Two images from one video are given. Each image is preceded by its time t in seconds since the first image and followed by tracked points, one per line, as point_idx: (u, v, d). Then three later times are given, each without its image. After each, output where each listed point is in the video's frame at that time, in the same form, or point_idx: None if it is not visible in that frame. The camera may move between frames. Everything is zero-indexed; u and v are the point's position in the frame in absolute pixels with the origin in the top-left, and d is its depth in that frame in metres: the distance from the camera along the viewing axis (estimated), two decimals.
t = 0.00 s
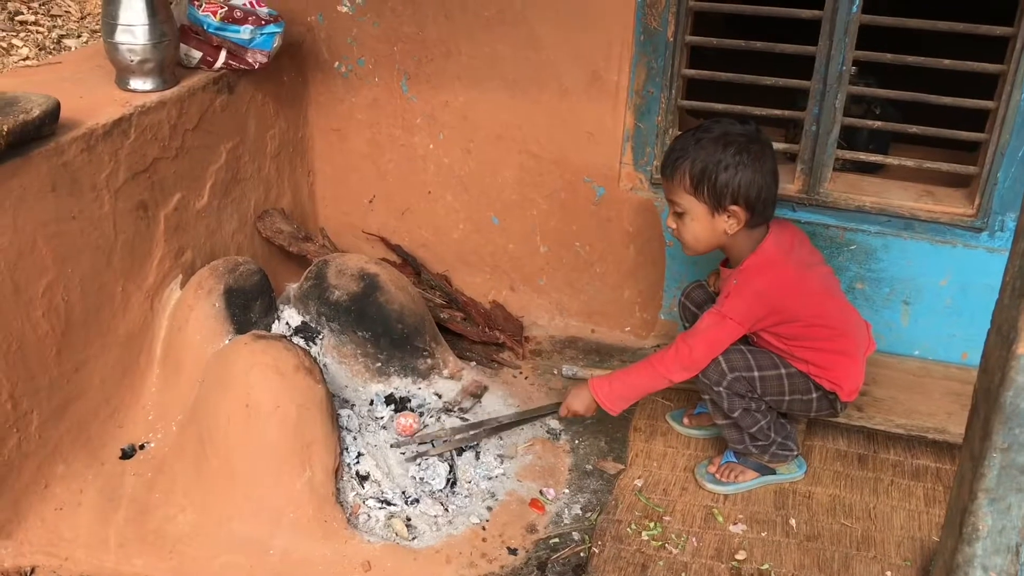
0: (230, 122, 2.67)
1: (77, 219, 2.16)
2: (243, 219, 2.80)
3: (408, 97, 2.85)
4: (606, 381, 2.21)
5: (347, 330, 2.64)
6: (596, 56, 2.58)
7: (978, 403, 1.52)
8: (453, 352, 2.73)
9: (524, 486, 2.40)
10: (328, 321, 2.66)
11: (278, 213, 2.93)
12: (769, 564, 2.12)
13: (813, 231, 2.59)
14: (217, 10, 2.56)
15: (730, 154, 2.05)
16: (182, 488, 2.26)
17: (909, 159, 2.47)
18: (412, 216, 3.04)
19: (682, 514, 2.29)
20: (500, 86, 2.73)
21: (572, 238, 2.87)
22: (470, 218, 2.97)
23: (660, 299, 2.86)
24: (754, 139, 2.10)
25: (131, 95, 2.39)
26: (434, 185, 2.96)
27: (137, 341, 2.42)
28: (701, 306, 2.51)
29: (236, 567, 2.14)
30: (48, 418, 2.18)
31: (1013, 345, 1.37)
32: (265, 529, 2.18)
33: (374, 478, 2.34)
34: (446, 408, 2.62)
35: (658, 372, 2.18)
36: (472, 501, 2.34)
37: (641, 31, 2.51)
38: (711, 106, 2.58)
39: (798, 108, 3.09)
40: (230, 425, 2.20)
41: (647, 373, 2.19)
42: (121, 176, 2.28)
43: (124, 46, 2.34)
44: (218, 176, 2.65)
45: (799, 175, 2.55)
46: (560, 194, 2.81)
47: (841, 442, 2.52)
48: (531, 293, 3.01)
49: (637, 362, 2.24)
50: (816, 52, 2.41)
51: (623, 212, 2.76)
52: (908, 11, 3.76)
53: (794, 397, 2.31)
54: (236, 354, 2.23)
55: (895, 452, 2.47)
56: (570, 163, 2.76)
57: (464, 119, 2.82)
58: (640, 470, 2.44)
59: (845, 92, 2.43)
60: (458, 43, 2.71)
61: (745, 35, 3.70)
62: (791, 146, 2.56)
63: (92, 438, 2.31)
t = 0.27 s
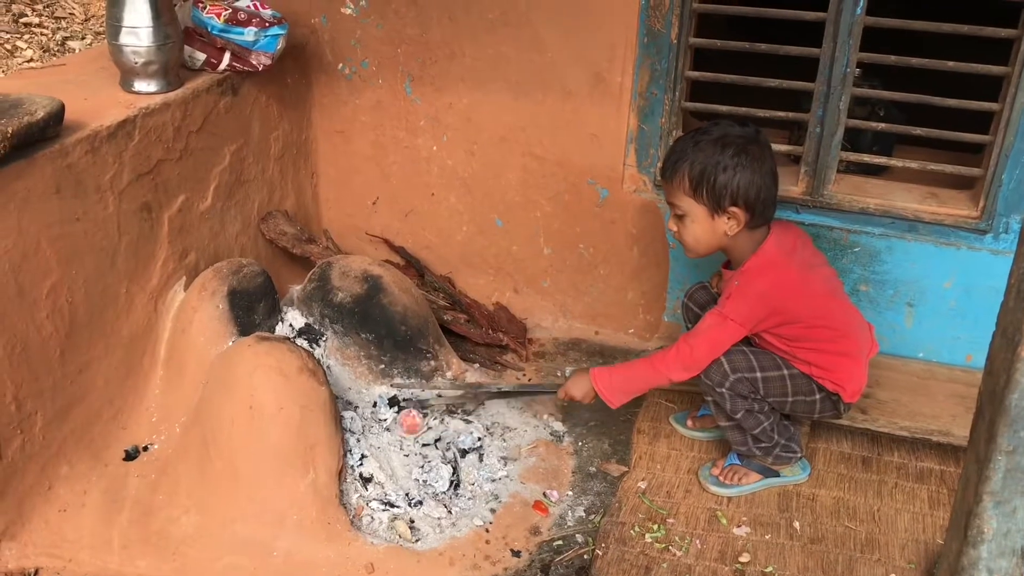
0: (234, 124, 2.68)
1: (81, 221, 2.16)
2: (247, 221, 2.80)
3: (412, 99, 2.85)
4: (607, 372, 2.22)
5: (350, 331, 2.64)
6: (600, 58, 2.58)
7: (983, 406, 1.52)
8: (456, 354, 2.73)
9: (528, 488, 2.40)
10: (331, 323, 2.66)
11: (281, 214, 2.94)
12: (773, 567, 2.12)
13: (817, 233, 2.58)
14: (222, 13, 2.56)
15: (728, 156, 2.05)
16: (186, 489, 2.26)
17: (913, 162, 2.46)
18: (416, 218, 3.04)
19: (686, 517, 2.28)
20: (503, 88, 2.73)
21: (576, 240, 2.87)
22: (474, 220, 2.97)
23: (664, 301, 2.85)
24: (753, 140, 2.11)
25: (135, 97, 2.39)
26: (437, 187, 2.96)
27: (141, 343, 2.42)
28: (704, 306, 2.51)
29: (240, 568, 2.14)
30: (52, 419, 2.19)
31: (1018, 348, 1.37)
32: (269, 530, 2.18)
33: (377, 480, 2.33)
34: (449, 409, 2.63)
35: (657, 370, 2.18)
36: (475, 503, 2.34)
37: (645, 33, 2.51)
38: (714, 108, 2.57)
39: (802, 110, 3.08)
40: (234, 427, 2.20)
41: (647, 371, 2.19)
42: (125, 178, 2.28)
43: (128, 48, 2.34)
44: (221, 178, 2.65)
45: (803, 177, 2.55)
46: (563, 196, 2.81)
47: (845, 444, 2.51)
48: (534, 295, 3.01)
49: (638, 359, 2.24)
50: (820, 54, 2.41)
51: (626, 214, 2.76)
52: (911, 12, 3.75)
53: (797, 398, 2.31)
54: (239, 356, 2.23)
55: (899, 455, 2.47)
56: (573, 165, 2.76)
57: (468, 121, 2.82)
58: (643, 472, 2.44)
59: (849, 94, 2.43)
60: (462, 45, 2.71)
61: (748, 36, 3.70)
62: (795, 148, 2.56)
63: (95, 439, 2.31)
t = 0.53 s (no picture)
0: (236, 126, 2.68)
1: (82, 222, 2.16)
2: (248, 222, 2.80)
3: (413, 100, 2.85)
4: (612, 375, 2.22)
5: (351, 333, 2.64)
6: (601, 60, 2.58)
7: (985, 408, 1.51)
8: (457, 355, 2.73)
9: (529, 490, 2.40)
10: (332, 325, 2.66)
11: (283, 216, 2.93)
12: (774, 569, 2.12)
13: (819, 234, 2.58)
14: (223, 14, 2.56)
15: (730, 154, 2.05)
16: (187, 490, 2.25)
17: (915, 163, 2.46)
18: (417, 219, 3.04)
19: (687, 519, 2.28)
20: (504, 89, 2.73)
21: (577, 242, 2.86)
22: (475, 222, 2.97)
23: (666, 303, 2.85)
24: (756, 138, 2.10)
25: (136, 98, 2.39)
26: (439, 188, 2.96)
27: (142, 345, 2.42)
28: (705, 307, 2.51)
29: (240, 570, 2.14)
30: (53, 421, 2.18)
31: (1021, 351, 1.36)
32: (270, 532, 2.17)
33: (379, 482, 2.33)
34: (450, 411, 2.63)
35: (662, 371, 2.18)
36: (477, 505, 2.34)
37: (647, 35, 2.51)
38: (716, 109, 2.57)
39: (803, 111, 3.08)
40: (235, 428, 2.20)
41: (652, 372, 2.19)
42: (127, 179, 2.28)
43: (130, 49, 2.34)
44: (223, 180, 2.65)
45: (805, 179, 2.55)
46: (565, 198, 2.81)
47: (847, 446, 2.50)
48: (536, 296, 3.00)
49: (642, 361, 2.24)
50: (822, 56, 2.40)
51: (628, 215, 2.76)
52: (913, 13, 3.75)
53: (799, 398, 2.30)
54: (241, 358, 2.23)
55: (901, 457, 2.46)
56: (574, 167, 2.76)
57: (469, 122, 2.82)
58: (645, 473, 2.43)
59: (851, 96, 2.42)
60: (464, 46, 2.71)
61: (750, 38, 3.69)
62: (797, 150, 2.55)
63: (96, 441, 2.31)
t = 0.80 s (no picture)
0: (236, 126, 2.68)
1: (82, 223, 2.16)
2: (249, 223, 2.80)
3: (414, 101, 2.85)
4: (618, 373, 2.21)
5: (352, 334, 2.64)
6: (602, 60, 2.58)
7: (988, 409, 1.51)
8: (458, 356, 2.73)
9: (530, 492, 2.40)
10: (333, 326, 2.66)
11: (283, 217, 2.93)
12: (775, 570, 2.11)
13: (819, 235, 2.58)
14: (223, 15, 2.55)
15: (722, 152, 2.06)
16: (187, 492, 2.25)
17: (915, 164, 2.45)
18: (418, 220, 3.04)
19: (688, 520, 2.28)
20: (505, 90, 2.73)
21: (578, 242, 2.86)
22: (475, 223, 2.96)
23: (667, 304, 2.85)
24: (748, 137, 2.11)
25: (137, 99, 2.39)
26: (439, 189, 2.96)
27: (142, 346, 2.42)
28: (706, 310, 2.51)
29: (241, 571, 2.14)
30: (53, 422, 2.18)
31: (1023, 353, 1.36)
32: (270, 534, 2.17)
33: (379, 483, 2.33)
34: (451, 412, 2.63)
35: (670, 372, 2.17)
36: (477, 507, 2.34)
37: (647, 35, 2.51)
38: (715, 111, 2.56)
39: (804, 112, 3.08)
40: (236, 430, 2.19)
41: (659, 374, 2.18)
42: (127, 180, 2.28)
43: (130, 50, 2.34)
44: (223, 181, 2.65)
45: (806, 179, 2.55)
46: (565, 199, 2.81)
47: (848, 447, 2.50)
48: (536, 297, 3.00)
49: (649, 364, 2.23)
50: (823, 56, 2.40)
51: (629, 216, 2.75)
52: (914, 14, 3.75)
53: (805, 401, 2.30)
54: (242, 359, 2.22)
55: (902, 458, 2.46)
56: (575, 167, 2.75)
57: (470, 123, 2.82)
58: (646, 475, 2.43)
59: (852, 96, 2.42)
60: (464, 47, 2.71)
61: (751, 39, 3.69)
62: (797, 150, 2.55)
63: (96, 442, 2.30)
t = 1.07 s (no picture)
0: (236, 126, 2.67)
1: (82, 223, 2.16)
2: (249, 224, 2.79)
3: (414, 101, 2.85)
4: (617, 385, 2.20)
5: (352, 334, 2.64)
6: (602, 60, 2.57)
7: (989, 410, 1.51)
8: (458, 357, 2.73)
9: (530, 492, 2.39)
10: (333, 326, 2.66)
11: (283, 217, 2.93)
12: (776, 571, 2.11)
13: (820, 235, 2.57)
14: (223, 15, 2.55)
15: (717, 155, 2.06)
16: (187, 492, 2.25)
17: (916, 164, 2.45)
18: (418, 220, 3.03)
19: (689, 521, 2.27)
20: (505, 90, 2.72)
21: (578, 243, 2.86)
22: (476, 223, 2.96)
23: (667, 304, 2.84)
24: (741, 139, 2.11)
25: (137, 99, 2.39)
26: (439, 189, 2.95)
27: (142, 346, 2.41)
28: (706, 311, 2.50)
29: (240, 572, 2.13)
30: (53, 422, 2.18)
31: None
32: (270, 534, 2.17)
33: (379, 484, 2.32)
34: (452, 413, 2.62)
35: (670, 378, 2.17)
36: (478, 507, 2.33)
37: (648, 35, 2.50)
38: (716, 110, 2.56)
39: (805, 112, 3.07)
40: (235, 430, 2.19)
41: (657, 380, 2.18)
42: (127, 180, 2.27)
43: (130, 50, 2.34)
44: (223, 181, 2.65)
45: (807, 179, 2.54)
46: (566, 199, 2.81)
47: (849, 447, 2.50)
48: (537, 298, 3.00)
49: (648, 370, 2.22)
50: (824, 56, 2.40)
51: (630, 216, 2.75)
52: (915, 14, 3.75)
53: (805, 401, 2.30)
54: (241, 360, 2.22)
55: (903, 458, 2.46)
56: (575, 167, 2.75)
57: (470, 123, 2.81)
58: (646, 475, 2.43)
59: (853, 96, 2.42)
60: (464, 47, 2.71)
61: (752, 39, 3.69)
62: (799, 151, 2.55)
63: (96, 442, 2.30)
